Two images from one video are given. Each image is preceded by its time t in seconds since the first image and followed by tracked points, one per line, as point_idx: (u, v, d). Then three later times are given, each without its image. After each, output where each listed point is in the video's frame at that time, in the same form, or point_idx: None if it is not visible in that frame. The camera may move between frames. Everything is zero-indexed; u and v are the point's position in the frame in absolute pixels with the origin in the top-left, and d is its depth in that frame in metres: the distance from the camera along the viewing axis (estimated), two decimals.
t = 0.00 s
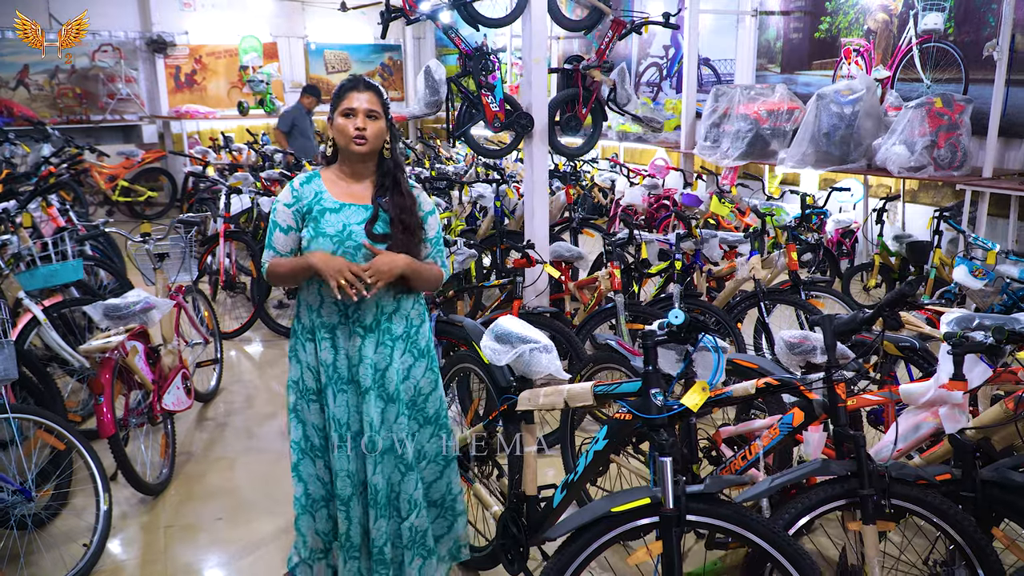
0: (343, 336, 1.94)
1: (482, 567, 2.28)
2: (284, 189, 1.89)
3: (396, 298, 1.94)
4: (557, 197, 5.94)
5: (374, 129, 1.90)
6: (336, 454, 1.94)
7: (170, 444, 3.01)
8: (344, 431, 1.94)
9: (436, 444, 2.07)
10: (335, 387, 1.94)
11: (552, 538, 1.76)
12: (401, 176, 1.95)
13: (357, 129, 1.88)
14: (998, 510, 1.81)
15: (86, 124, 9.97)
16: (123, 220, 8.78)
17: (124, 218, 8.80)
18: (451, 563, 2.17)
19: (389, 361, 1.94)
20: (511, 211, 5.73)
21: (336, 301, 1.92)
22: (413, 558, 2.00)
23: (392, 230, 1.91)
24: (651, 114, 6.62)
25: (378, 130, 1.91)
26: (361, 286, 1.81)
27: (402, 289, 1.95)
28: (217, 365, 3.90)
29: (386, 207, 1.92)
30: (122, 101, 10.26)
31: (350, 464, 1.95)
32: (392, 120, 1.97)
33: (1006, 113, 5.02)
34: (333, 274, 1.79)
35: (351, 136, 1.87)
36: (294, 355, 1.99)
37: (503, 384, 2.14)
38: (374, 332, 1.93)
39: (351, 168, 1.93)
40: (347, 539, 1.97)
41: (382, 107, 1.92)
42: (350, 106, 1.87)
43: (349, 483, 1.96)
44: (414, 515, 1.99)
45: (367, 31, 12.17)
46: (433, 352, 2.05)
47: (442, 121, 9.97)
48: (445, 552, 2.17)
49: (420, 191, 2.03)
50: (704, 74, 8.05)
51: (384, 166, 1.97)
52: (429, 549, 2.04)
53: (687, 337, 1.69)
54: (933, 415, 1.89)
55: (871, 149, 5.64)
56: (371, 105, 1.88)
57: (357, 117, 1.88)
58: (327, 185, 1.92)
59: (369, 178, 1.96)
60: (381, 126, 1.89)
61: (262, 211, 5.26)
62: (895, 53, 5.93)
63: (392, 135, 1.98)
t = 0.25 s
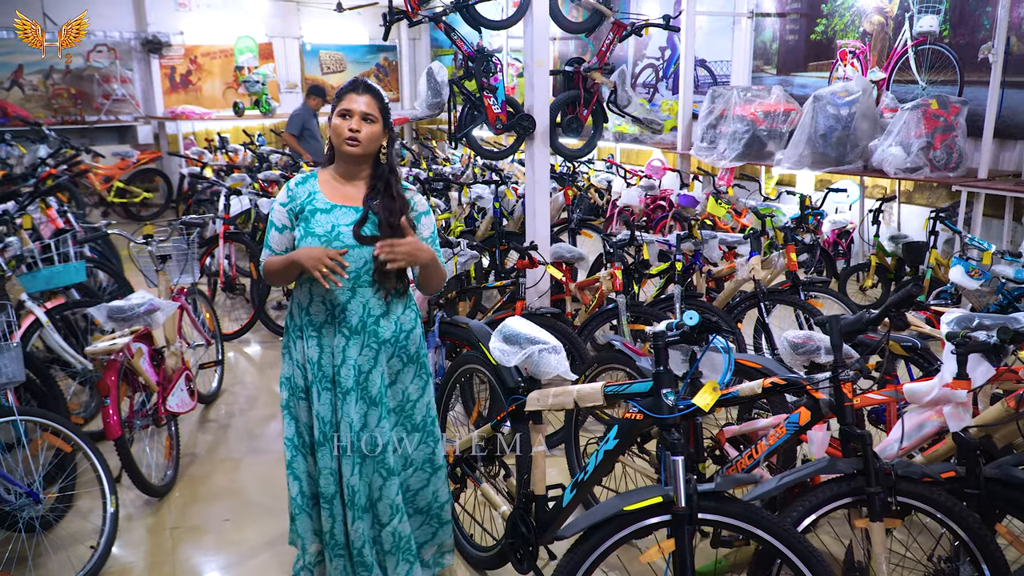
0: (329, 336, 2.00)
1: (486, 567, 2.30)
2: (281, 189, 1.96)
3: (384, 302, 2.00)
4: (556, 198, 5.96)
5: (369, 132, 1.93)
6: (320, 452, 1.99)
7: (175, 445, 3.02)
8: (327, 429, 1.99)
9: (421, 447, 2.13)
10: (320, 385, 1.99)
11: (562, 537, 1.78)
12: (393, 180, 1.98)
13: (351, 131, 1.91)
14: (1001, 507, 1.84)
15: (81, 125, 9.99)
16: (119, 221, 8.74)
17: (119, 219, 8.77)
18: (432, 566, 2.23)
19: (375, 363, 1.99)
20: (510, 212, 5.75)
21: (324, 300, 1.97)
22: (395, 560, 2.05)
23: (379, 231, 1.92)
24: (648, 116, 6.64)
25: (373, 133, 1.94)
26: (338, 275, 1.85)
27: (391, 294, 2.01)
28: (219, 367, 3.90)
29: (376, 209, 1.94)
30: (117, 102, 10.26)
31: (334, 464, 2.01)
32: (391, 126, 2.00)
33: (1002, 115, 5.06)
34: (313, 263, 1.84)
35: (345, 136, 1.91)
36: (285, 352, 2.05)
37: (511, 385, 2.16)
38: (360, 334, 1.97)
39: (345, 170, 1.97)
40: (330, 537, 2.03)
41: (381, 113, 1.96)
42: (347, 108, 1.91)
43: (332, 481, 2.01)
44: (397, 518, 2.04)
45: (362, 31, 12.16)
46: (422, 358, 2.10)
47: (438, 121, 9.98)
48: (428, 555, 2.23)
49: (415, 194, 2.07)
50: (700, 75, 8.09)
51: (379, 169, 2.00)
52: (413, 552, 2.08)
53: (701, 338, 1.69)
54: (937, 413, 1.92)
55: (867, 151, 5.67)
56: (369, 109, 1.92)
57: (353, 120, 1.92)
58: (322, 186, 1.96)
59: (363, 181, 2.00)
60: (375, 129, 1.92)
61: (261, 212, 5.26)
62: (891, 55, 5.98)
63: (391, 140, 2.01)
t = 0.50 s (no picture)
0: (311, 333, 1.98)
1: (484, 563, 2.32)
2: (271, 189, 1.96)
3: (365, 300, 1.96)
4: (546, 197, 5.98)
5: (357, 133, 1.91)
6: (298, 447, 1.99)
7: (169, 446, 3.01)
8: (305, 425, 1.99)
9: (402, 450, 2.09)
10: (300, 381, 1.98)
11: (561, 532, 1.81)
12: (378, 180, 1.94)
13: (340, 132, 1.90)
14: (991, 497, 1.87)
15: (65, 126, 9.74)
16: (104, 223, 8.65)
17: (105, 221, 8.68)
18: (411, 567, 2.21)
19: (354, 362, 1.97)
20: (500, 211, 5.78)
21: (306, 297, 1.96)
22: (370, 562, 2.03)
23: (360, 228, 1.88)
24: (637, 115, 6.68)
25: (361, 135, 1.93)
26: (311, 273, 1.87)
27: (373, 293, 1.97)
28: (211, 368, 3.89)
29: (358, 208, 1.90)
30: (103, 102, 10.02)
31: (311, 460, 2.00)
32: (380, 127, 1.98)
33: (985, 114, 5.14)
34: (287, 260, 1.86)
35: (333, 138, 1.90)
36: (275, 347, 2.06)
37: (509, 382, 2.18)
38: (339, 331, 1.95)
39: (332, 171, 1.95)
40: (306, 533, 2.03)
41: (370, 113, 1.94)
42: (336, 109, 1.89)
43: (309, 477, 2.00)
44: (372, 519, 2.01)
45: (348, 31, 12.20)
46: (408, 357, 2.06)
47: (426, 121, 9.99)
48: (409, 556, 2.20)
49: (400, 193, 2.00)
50: (687, 75, 8.14)
51: (366, 170, 1.97)
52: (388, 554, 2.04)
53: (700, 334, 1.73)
54: (928, 406, 1.95)
55: (854, 149, 5.73)
56: (357, 111, 1.90)
57: (341, 121, 1.90)
58: (310, 185, 1.95)
59: (350, 182, 1.97)
60: (365, 131, 1.91)
61: (251, 213, 5.25)
62: (876, 54, 6.05)
63: (379, 141, 1.99)
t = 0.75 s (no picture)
0: (282, 331, 1.93)
1: (473, 559, 2.32)
2: (249, 188, 1.97)
3: (339, 298, 1.93)
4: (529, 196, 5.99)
5: (333, 132, 1.92)
6: (267, 446, 1.93)
7: (153, 447, 2.99)
8: (275, 424, 1.93)
9: (375, 449, 2.04)
10: (271, 379, 1.93)
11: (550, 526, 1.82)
12: (350, 177, 1.93)
13: (315, 130, 1.90)
14: (972, 487, 1.90)
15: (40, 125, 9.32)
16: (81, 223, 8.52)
17: (82, 221, 8.55)
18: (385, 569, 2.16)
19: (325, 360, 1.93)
20: (483, 210, 5.77)
21: (279, 294, 1.92)
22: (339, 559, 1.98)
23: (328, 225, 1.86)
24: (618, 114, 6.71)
25: (338, 133, 1.93)
26: (278, 270, 1.84)
27: (346, 291, 1.94)
28: (194, 368, 3.86)
29: (328, 204, 1.89)
30: (79, 101, 9.76)
31: (280, 459, 1.95)
32: (356, 127, 1.99)
33: (961, 113, 5.23)
34: (254, 257, 1.83)
35: (309, 136, 1.90)
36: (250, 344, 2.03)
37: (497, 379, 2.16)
38: (311, 329, 1.91)
39: (308, 169, 1.95)
40: (273, 532, 1.98)
41: (347, 112, 1.95)
42: (313, 107, 1.90)
43: (278, 476, 1.95)
44: (342, 517, 1.96)
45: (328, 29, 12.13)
46: (382, 357, 2.02)
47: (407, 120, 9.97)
48: (382, 557, 2.15)
49: (372, 190, 2.00)
50: (668, 74, 8.19)
51: (342, 168, 1.97)
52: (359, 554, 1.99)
53: (689, 328, 1.73)
54: (910, 398, 1.98)
55: (832, 148, 5.81)
56: (334, 109, 1.91)
57: (318, 119, 1.91)
58: (286, 184, 1.96)
59: (324, 180, 1.97)
60: (341, 130, 1.92)
61: (232, 213, 5.21)
62: (854, 54, 6.12)
63: (355, 140, 2.00)
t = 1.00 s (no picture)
0: (261, 331, 1.89)
1: (466, 558, 2.32)
2: (232, 190, 1.97)
3: (318, 298, 1.88)
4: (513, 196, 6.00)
5: (313, 134, 1.87)
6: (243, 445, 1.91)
7: (140, 449, 2.96)
8: (253, 424, 1.90)
9: (353, 451, 1.98)
10: (249, 379, 1.89)
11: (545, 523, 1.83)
12: (327, 178, 1.88)
13: (295, 131, 1.86)
14: (959, 480, 1.94)
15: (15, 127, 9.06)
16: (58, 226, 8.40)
17: (59, 224, 8.42)
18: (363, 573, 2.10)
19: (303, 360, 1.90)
20: (468, 211, 5.78)
21: (259, 295, 1.88)
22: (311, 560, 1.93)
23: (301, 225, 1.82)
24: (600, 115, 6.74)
25: (319, 135, 1.88)
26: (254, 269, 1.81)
27: (325, 291, 1.89)
28: (180, 370, 3.82)
29: (303, 205, 1.84)
30: (56, 103, 9.41)
31: (257, 458, 1.92)
32: (341, 129, 1.94)
33: (938, 113, 5.32)
34: (232, 256, 1.80)
35: (288, 137, 1.86)
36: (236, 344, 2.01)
37: (489, 376, 2.18)
38: (289, 330, 1.87)
39: (290, 171, 1.91)
40: (249, 531, 1.95)
41: (331, 113, 1.90)
42: (293, 108, 1.85)
43: (254, 475, 1.92)
44: (314, 518, 1.90)
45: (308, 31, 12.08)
46: (364, 358, 1.97)
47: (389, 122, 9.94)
48: (362, 561, 2.10)
49: (350, 189, 1.93)
50: (649, 75, 8.24)
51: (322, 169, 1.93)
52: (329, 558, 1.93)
53: (684, 324, 1.76)
54: (897, 394, 2.03)
55: (813, 148, 5.88)
56: (315, 112, 1.86)
57: (298, 120, 1.86)
58: (267, 186, 1.94)
59: (304, 181, 1.94)
60: (320, 132, 1.86)
61: (216, 214, 5.17)
62: (833, 56, 6.20)
63: (339, 142, 1.94)
